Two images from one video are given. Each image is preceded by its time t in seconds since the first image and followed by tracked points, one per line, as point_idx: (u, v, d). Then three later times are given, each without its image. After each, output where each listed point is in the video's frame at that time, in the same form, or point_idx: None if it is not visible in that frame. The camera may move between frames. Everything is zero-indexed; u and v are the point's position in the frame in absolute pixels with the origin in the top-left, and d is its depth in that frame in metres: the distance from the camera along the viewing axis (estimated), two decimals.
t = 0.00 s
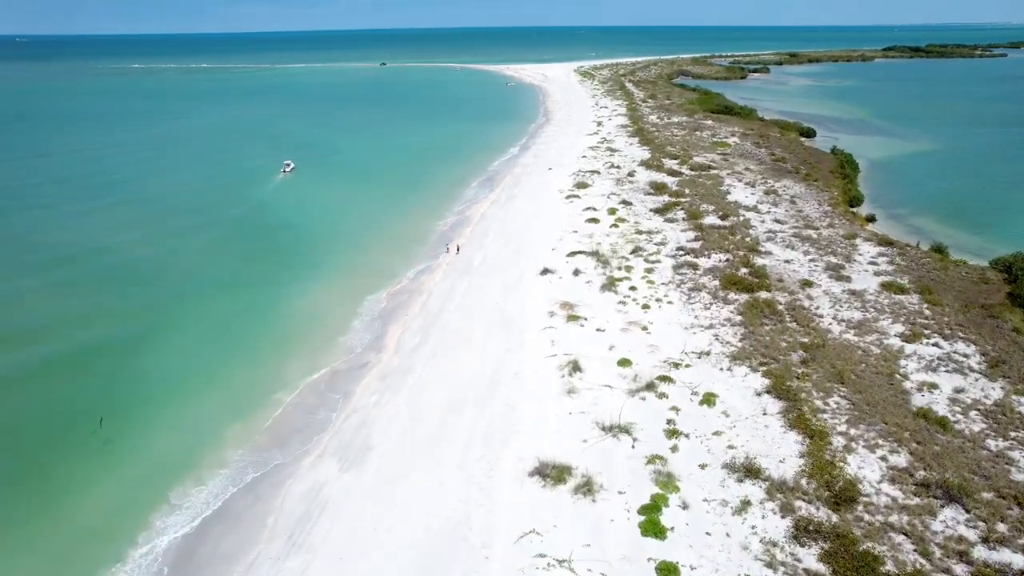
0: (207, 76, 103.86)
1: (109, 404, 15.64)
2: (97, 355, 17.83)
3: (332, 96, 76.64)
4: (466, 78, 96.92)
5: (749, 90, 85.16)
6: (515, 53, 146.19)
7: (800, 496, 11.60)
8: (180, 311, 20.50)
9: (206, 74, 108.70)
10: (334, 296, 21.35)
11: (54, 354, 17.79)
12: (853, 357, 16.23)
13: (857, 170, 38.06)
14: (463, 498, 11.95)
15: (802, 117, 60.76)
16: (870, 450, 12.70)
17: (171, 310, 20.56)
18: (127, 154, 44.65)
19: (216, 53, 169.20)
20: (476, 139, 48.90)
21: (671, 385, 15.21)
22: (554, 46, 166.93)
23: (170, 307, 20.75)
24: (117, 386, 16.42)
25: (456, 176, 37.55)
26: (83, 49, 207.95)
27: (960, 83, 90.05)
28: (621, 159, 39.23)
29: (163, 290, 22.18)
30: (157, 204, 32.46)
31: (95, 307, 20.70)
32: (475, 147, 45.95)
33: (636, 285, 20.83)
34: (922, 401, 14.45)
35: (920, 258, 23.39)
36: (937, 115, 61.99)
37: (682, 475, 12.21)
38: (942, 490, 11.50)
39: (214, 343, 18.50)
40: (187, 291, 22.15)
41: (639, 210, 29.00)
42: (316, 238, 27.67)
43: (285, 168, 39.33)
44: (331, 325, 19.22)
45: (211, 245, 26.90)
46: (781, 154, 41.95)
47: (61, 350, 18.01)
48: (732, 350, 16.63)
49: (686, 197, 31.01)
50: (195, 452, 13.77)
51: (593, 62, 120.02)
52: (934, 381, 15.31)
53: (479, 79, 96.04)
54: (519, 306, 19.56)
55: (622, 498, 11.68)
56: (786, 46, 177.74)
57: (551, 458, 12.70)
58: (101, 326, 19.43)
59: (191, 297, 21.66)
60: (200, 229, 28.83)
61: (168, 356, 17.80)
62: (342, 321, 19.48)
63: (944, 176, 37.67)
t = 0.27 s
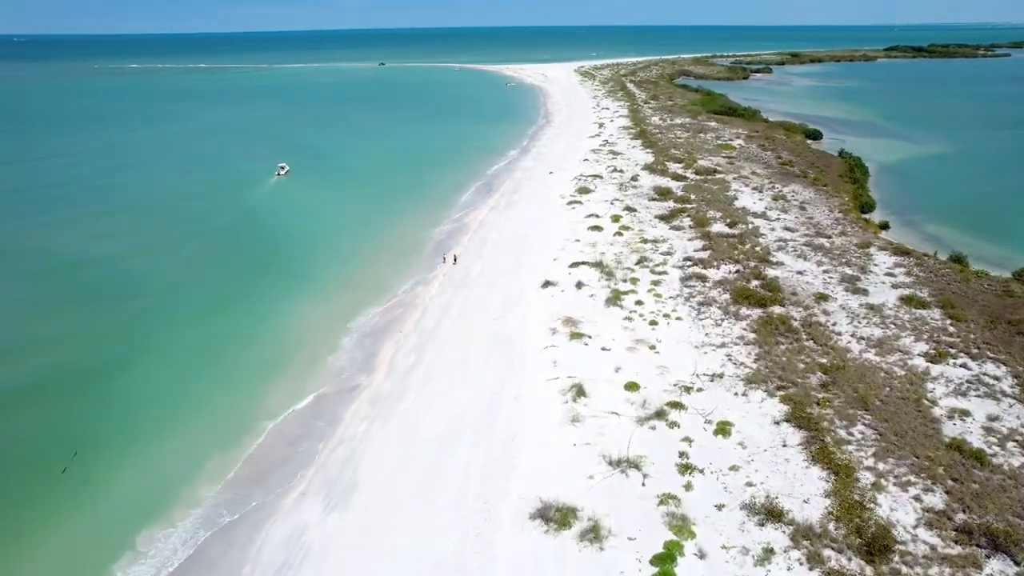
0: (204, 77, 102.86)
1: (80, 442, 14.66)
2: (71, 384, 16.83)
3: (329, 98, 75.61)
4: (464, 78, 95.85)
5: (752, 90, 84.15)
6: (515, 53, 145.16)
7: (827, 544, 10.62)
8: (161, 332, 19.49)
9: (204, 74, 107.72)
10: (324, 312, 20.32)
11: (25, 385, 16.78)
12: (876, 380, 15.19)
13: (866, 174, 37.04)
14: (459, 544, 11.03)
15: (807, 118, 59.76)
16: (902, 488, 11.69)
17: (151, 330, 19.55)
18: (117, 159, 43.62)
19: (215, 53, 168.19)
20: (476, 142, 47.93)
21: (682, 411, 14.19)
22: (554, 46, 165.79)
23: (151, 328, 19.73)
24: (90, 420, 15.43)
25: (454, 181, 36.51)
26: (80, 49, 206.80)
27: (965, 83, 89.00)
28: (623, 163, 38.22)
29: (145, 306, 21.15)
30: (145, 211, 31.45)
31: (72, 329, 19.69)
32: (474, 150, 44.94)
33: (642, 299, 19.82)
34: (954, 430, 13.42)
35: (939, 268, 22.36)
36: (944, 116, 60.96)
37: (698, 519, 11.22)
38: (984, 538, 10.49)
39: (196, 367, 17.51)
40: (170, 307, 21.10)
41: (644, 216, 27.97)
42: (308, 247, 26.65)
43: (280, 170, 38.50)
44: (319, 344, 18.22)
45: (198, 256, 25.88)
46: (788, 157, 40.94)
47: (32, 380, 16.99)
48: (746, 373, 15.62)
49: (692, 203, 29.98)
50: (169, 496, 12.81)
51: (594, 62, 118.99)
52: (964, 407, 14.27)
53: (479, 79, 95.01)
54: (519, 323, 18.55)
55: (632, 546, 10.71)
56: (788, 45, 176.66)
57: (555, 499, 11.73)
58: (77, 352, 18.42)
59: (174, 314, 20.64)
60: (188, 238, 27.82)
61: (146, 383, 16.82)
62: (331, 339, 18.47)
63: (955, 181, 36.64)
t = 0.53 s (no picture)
0: (201, 77, 101.92)
1: (40, 482, 13.56)
2: (40, 410, 15.80)
3: (325, 99, 74.39)
4: (463, 78, 94.66)
5: (754, 90, 83.18)
6: (514, 53, 144.26)
7: None
8: (135, 352, 18.33)
9: (201, 74, 106.79)
10: (311, 329, 19.20)
11: None
12: (903, 406, 14.13)
13: (876, 177, 36.00)
14: None
15: (812, 120, 58.77)
16: (940, 537, 10.67)
17: (126, 352, 18.40)
18: (105, 161, 42.40)
19: (213, 53, 167.29)
20: (475, 144, 46.93)
21: (695, 443, 13.13)
22: (553, 46, 164.94)
23: (125, 348, 18.57)
24: (52, 456, 14.30)
25: (451, 186, 35.38)
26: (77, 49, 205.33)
27: (970, 83, 88.08)
28: (626, 167, 37.13)
29: (121, 323, 20.02)
30: (130, 217, 30.30)
31: (41, 349, 18.51)
32: (472, 153, 43.90)
33: (648, 315, 18.76)
34: (992, 466, 12.37)
35: (960, 280, 21.31)
36: (951, 117, 59.99)
37: (717, 572, 10.21)
38: None
39: (170, 392, 16.40)
40: (146, 325, 19.94)
41: (649, 224, 26.89)
42: (297, 255, 25.52)
43: (274, 173, 37.88)
44: (305, 366, 17.15)
45: (182, 264, 24.77)
46: (795, 160, 39.91)
47: None
48: (763, 399, 14.55)
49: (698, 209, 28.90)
50: (139, 544, 11.83)
51: (594, 62, 118.05)
52: (1000, 438, 13.22)
53: (479, 79, 94.05)
54: (518, 340, 17.45)
55: None
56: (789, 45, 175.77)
57: (560, 548, 10.72)
58: (41, 376, 17.20)
59: (152, 332, 19.49)
60: (173, 245, 26.71)
61: (116, 413, 15.70)
62: (316, 361, 17.38)
63: (968, 185, 35.59)
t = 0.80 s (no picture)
0: (197, 78, 100.97)
1: None
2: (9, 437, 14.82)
3: (320, 101, 73.14)
4: (462, 79, 93.49)
5: (756, 92, 82.22)
6: (514, 53, 143.41)
7: None
8: (110, 374, 17.25)
9: (196, 75, 105.84)
10: (297, 348, 18.11)
11: None
12: (935, 438, 13.06)
13: (887, 182, 34.93)
14: None
15: (817, 122, 57.78)
16: None
17: (99, 374, 17.31)
18: (93, 166, 41.23)
19: (210, 53, 166.33)
20: (473, 147, 45.90)
21: (711, 481, 12.09)
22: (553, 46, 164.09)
23: (102, 369, 17.58)
24: (10, 493, 13.24)
25: (449, 192, 34.27)
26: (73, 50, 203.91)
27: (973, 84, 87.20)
28: (629, 172, 36.05)
29: (96, 342, 18.94)
30: (117, 227, 29.19)
31: (11, 371, 17.50)
32: (471, 157, 42.88)
33: (656, 333, 17.70)
34: None
35: (984, 294, 20.24)
36: (957, 119, 59.05)
37: None
38: None
39: (144, 419, 15.36)
40: (123, 343, 18.85)
41: (655, 233, 25.83)
42: (287, 267, 24.44)
43: (268, 177, 37.01)
44: (289, 389, 16.05)
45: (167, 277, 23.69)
46: (802, 164, 38.85)
47: None
48: (783, 430, 13.48)
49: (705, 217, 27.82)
50: None
51: (594, 62, 117.10)
52: None
53: (478, 80, 93.09)
54: (518, 362, 16.37)
55: None
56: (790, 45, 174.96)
57: None
58: (7, 400, 16.16)
59: (129, 352, 18.44)
60: (158, 256, 25.68)
61: (84, 442, 14.62)
62: (304, 383, 16.36)
63: (982, 190, 34.55)
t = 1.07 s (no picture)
0: (195, 78, 100.20)
1: None
2: None
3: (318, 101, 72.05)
4: (461, 79, 92.37)
5: (760, 92, 81.23)
6: (514, 53, 142.56)
7: None
8: (81, 405, 16.30)
9: (195, 75, 105.29)
10: (280, 373, 17.05)
11: None
12: (975, 478, 11.91)
13: (900, 187, 33.77)
14: None
15: (823, 124, 56.70)
16: None
17: (70, 405, 16.36)
18: (83, 172, 40.26)
19: (209, 53, 165.60)
20: (472, 150, 44.87)
21: (731, 529, 10.99)
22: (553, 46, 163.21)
23: (79, 394, 16.79)
24: None
25: (446, 198, 33.19)
26: (70, 50, 202.56)
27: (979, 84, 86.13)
28: (632, 177, 34.96)
29: (71, 369, 18.04)
30: (101, 239, 28.21)
31: None
32: (471, 160, 41.85)
33: (665, 355, 16.58)
34: None
35: (1012, 310, 19.08)
36: (966, 121, 57.94)
37: None
38: None
39: (117, 455, 14.52)
40: (98, 371, 17.91)
41: (661, 243, 24.73)
42: (275, 281, 23.39)
43: (262, 181, 36.07)
44: (269, 423, 15.00)
45: (149, 295, 22.72)
46: (810, 169, 37.73)
47: None
48: (807, 467, 12.34)
49: (713, 225, 26.71)
50: None
51: (595, 63, 116.26)
52: None
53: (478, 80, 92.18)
54: (516, 389, 15.29)
55: None
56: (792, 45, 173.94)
57: None
58: None
59: (106, 378, 17.58)
60: (146, 270, 24.79)
61: (50, 484, 13.73)
62: (288, 411, 15.41)
63: (997, 196, 33.42)
